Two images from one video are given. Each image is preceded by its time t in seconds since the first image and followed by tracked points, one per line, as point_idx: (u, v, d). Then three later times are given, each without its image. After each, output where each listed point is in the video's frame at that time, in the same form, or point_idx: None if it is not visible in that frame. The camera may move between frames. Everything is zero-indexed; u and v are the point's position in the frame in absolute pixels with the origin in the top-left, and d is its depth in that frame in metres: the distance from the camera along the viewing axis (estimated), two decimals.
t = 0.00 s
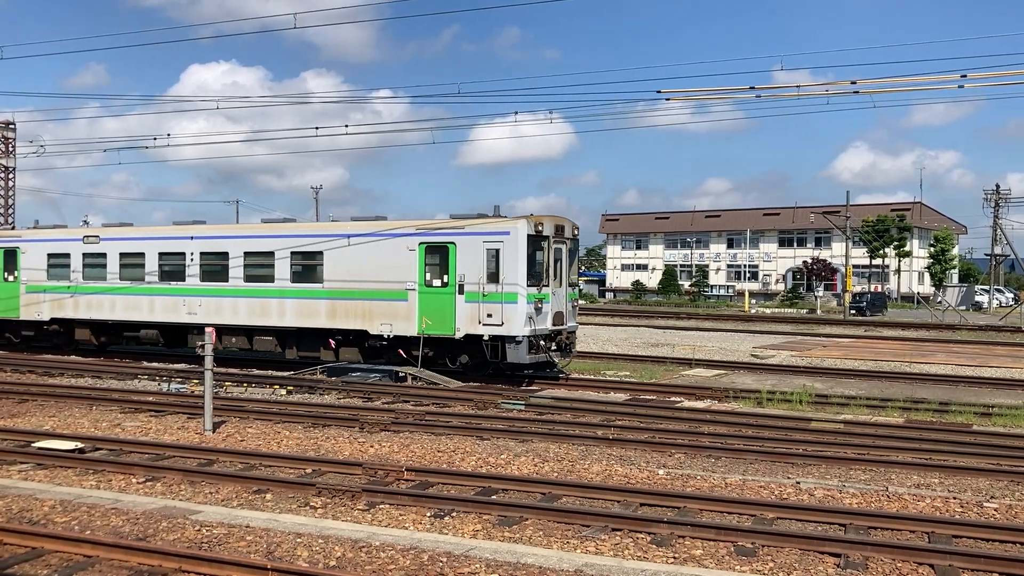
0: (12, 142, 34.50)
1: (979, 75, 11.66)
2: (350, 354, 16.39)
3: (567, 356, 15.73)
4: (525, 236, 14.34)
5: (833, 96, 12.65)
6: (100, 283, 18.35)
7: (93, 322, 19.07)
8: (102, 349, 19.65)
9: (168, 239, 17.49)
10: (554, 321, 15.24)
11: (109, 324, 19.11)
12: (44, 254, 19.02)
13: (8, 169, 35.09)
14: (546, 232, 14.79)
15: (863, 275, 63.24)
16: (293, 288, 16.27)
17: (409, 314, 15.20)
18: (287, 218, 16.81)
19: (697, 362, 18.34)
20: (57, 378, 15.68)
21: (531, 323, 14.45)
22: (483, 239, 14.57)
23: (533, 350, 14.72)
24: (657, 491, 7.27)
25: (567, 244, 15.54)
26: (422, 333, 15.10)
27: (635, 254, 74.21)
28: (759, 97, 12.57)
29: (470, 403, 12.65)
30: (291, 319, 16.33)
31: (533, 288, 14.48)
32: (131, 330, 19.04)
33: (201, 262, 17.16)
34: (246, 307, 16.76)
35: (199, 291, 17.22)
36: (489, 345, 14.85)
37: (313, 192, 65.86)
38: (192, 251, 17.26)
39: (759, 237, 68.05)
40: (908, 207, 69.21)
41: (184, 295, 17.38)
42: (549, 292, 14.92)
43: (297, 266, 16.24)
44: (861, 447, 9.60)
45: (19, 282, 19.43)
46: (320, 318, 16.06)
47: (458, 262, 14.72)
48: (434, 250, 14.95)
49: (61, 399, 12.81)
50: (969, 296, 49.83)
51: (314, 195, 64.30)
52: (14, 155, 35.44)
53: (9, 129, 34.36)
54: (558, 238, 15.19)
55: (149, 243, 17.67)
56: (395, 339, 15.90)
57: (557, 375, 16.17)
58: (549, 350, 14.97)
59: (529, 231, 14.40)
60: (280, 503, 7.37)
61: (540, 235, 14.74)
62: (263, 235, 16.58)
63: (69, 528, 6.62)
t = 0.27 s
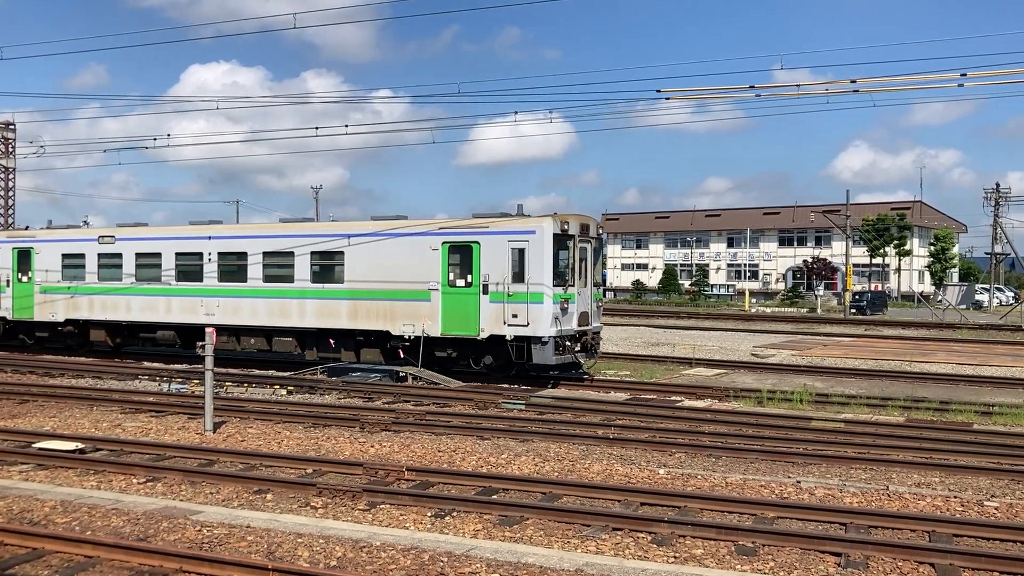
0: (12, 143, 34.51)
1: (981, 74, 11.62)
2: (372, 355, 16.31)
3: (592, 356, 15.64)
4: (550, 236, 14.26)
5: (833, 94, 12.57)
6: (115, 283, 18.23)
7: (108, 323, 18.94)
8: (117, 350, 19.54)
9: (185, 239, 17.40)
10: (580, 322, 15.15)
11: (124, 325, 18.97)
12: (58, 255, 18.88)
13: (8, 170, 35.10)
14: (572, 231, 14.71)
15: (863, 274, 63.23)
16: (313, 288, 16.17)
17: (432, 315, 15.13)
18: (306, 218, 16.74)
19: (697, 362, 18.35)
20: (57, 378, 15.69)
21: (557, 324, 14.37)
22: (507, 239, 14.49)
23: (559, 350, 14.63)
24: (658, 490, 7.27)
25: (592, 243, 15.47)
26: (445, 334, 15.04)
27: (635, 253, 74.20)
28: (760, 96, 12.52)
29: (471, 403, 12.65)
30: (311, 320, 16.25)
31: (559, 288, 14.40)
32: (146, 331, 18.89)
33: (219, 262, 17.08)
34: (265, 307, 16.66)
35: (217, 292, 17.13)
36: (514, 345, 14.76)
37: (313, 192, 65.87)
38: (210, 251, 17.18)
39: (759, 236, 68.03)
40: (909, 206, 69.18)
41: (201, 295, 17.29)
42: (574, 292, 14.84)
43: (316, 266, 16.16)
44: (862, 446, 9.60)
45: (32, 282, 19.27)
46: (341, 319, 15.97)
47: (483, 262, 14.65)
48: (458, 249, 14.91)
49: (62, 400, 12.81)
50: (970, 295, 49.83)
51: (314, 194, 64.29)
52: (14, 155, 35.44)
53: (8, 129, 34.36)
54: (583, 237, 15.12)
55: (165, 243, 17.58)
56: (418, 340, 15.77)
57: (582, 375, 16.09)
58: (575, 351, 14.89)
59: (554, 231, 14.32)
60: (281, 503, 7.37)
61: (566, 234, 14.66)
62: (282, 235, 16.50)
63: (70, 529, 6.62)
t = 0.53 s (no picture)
0: (12, 144, 34.56)
1: (980, 72, 11.68)
2: (394, 356, 16.24)
3: (617, 357, 15.55)
4: (577, 235, 14.18)
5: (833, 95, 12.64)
6: (132, 284, 18.17)
7: (124, 325, 18.87)
8: (131, 351, 19.49)
9: (203, 239, 17.36)
10: (605, 322, 15.07)
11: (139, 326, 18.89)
12: (73, 256, 18.87)
13: (8, 171, 35.12)
14: (598, 230, 14.65)
15: (864, 274, 63.21)
16: (333, 289, 16.12)
17: (455, 316, 15.06)
18: (326, 218, 16.70)
19: (697, 361, 18.35)
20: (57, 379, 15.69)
21: (583, 324, 14.26)
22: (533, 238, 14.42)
23: (586, 351, 14.53)
24: (658, 490, 7.27)
25: (617, 243, 15.42)
26: (468, 335, 14.98)
27: (635, 253, 74.18)
28: (759, 96, 12.67)
29: (471, 403, 12.65)
30: (331, 320, 16.18)
31: (585, 288, 14.31)
32: (162, 333, 18.79)
33: (237, 263, 17.04)
34: (284, 308, 16.61)
35: (235, 292, 17.07)
36: (540, 346, 14.70)
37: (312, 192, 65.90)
38: (228, 251, 17.14)
39: (759, 235, 68.03)
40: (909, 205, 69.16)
41: (219, 296, 17.23)
42: (601, 292, 14.76)
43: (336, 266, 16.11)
44: (862, 445, 9.59)
45: (47, 283, 19.26)
46: (361, 320, 15.90)
47: (507, 262, 14.58)
48: (481, 249, 14.86)
49: (62, 400, 12.81)
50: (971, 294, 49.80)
51: (314, 195, 64.28)
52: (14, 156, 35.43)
53: (8, 130, 34.36)
54: (609, 237, 15.07)
55: (183, 244, 17.54)
56: (441, 342, 15.72)
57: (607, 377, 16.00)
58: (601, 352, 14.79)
59: (581, 230, 14.24)
60: (281, 503, 7.37)
61: (592, 233, 14.61)
62: (302, 235, 16.45)
63: (70, 529, 6.63)
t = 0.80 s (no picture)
0: (12, 145, 34.56)
1: (981, 71, 11.49)
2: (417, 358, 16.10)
3: (643, 358, 15.48)
4: (604, 235, 14.08)
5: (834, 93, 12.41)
6: (147, 284, 17.93)
7: (139, 326, 18.65)
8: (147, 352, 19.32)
9: (220, 240, 17.14)
10: (632, 323, 15.00)
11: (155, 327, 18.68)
12: (88, 256, 18.59)
13: (7, 171, 35.08)
14: (625, 230, 14.59)
15: (864, 273, 63.22)
16: (354, 289, 15.96)
17: (479, 316, 14.97)
18: (345, 218, 16.53)
19: (698, 361, 18.35)
20: (58, 380, 15.69)
21: (611, 325, 14.19)
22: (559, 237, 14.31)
23: (613, 352, 14.45)
24: (659, 490, 7.27)
25: (643, 243, 15.36)
26: (494, 336, 14.89)
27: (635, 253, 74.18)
28: (759, 96, 12.49)
29: (472, 403, 12.66)
30: (352, 321, 16.03)
31: (612, 289, 14.24)
32: (179, 334, 18.64)
33: (255, 264, 16.84)
34: (305, 309, 16.45)
35: (254, 293, 16.88)
36: (567, 348, 14.58)
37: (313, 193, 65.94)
38: (246, 252, 16.94)
39: (760, 235, 68.04)
40: (909, 205, 69.14)
41: (237, 296, 17.04)
42: (627, 292, 14.70)
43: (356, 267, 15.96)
44: (863, 445, 9.59)
45: (60, 284, 18.99)
46: (383, 321, 15.77)
47: (533, 262, 14.49)
48: (506, 249, 14.75)
49: (62, 401, 12.81)
50: (971, 294, 49.79)
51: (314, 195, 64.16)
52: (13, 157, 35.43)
53: (9, 130, 34.38)
54: (635, 236, 15.00)
55: (199, 244, 17.31)
56: (465, 343, 15.58)
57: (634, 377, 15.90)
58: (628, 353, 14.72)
59: (608, 229, 14.15)
60: (282, 504, 7.37)
61: (619, 232, 14.53)
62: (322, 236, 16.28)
63: (71, 530, 6.63)
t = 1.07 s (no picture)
0: (12, 146, 34.60)
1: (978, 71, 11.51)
2: (439, 359, 15.88)
3: (670, 359, 15.28)
4: (632, 234, 13.91)
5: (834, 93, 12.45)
6: (164, 285, 17.71)
7: (156, 327, 18.42)
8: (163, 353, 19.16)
9: (239, 239, 16.96)
10: (659, 323, 14.82)
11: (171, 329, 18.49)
12: (103, 256, 18.38)
13: (8, 172, 35.16)
14: (652, 229, 14.41)
15: (864, 273, 63.20)
16: (376, 290, 15.75)
17: (504, 317, 14.75)
18: (366, 218, 16.35)
19: (699, 360, 18.34)
20: (59, 380, 15.69)
21: (639, 326, 14.01)
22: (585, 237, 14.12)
23: (641, 353, 14.26)
24: (660, 490, 7.26)
25: (670, 242, 15.17)
26: (519, 336, 14.67)
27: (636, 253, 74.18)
28: (759, 96, 12.54)
29: (472, 403, 12.65)
30: (373, 322, 15.82)
31: (640, 289, 14.07)
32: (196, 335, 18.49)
33: (275, 264, 16.66)
34: (326, 310, 16.22)
35: (273, 293, 16.68)
36: (594, 349, 14.37)
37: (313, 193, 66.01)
38: (265, 252, 16.76)
39: (760, 235, 68.05)
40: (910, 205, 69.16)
41: (255, 297, 16.84)
42: (655, 293, 14.52)
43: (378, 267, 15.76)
44: (864, 445, 9.58)
45: (76, 285, 18.78)
46: (406, 321, 15.55)
47: (559, 262, 14.29)
48: (531, 248, 14.53)
49: (63, 402, 12.81)
50: (971, 294, 49.79)
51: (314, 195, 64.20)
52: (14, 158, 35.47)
53: (10, 131, 34.47)
54: (662, 235, 14.82)
55: (218, 244, 17.14)
56: (488, 344, 15.34)
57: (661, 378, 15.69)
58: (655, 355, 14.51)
59: (636, 228, 13.98)
60: (282, 504, 7.38)
61: (646, 232, 14.36)
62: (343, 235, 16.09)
63: (72, 530, 6.63)
